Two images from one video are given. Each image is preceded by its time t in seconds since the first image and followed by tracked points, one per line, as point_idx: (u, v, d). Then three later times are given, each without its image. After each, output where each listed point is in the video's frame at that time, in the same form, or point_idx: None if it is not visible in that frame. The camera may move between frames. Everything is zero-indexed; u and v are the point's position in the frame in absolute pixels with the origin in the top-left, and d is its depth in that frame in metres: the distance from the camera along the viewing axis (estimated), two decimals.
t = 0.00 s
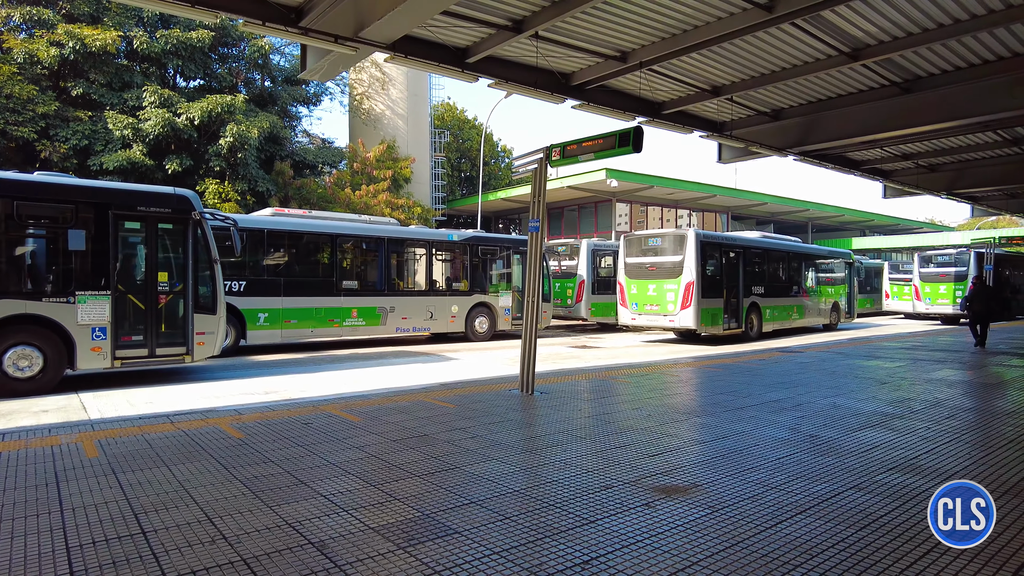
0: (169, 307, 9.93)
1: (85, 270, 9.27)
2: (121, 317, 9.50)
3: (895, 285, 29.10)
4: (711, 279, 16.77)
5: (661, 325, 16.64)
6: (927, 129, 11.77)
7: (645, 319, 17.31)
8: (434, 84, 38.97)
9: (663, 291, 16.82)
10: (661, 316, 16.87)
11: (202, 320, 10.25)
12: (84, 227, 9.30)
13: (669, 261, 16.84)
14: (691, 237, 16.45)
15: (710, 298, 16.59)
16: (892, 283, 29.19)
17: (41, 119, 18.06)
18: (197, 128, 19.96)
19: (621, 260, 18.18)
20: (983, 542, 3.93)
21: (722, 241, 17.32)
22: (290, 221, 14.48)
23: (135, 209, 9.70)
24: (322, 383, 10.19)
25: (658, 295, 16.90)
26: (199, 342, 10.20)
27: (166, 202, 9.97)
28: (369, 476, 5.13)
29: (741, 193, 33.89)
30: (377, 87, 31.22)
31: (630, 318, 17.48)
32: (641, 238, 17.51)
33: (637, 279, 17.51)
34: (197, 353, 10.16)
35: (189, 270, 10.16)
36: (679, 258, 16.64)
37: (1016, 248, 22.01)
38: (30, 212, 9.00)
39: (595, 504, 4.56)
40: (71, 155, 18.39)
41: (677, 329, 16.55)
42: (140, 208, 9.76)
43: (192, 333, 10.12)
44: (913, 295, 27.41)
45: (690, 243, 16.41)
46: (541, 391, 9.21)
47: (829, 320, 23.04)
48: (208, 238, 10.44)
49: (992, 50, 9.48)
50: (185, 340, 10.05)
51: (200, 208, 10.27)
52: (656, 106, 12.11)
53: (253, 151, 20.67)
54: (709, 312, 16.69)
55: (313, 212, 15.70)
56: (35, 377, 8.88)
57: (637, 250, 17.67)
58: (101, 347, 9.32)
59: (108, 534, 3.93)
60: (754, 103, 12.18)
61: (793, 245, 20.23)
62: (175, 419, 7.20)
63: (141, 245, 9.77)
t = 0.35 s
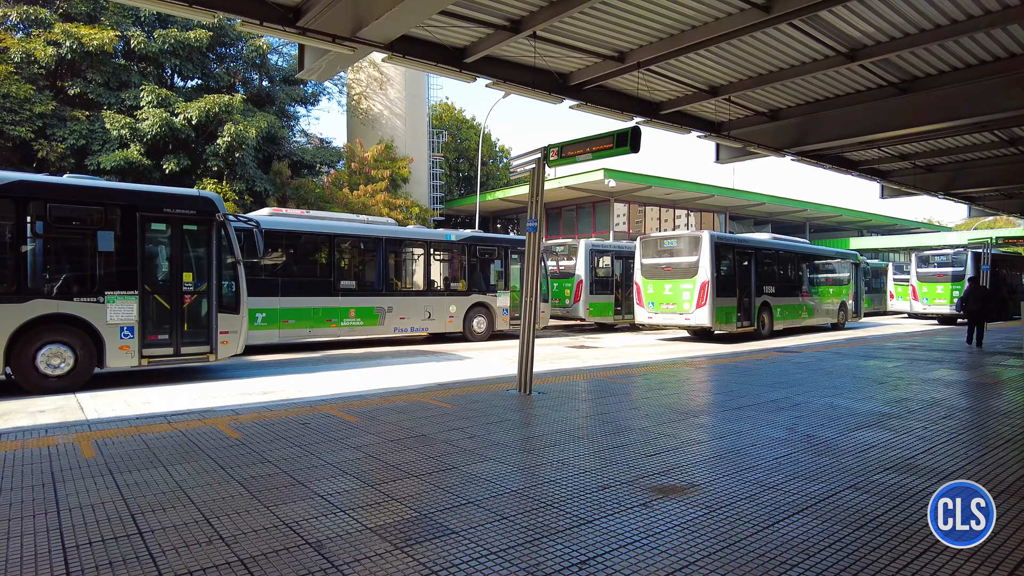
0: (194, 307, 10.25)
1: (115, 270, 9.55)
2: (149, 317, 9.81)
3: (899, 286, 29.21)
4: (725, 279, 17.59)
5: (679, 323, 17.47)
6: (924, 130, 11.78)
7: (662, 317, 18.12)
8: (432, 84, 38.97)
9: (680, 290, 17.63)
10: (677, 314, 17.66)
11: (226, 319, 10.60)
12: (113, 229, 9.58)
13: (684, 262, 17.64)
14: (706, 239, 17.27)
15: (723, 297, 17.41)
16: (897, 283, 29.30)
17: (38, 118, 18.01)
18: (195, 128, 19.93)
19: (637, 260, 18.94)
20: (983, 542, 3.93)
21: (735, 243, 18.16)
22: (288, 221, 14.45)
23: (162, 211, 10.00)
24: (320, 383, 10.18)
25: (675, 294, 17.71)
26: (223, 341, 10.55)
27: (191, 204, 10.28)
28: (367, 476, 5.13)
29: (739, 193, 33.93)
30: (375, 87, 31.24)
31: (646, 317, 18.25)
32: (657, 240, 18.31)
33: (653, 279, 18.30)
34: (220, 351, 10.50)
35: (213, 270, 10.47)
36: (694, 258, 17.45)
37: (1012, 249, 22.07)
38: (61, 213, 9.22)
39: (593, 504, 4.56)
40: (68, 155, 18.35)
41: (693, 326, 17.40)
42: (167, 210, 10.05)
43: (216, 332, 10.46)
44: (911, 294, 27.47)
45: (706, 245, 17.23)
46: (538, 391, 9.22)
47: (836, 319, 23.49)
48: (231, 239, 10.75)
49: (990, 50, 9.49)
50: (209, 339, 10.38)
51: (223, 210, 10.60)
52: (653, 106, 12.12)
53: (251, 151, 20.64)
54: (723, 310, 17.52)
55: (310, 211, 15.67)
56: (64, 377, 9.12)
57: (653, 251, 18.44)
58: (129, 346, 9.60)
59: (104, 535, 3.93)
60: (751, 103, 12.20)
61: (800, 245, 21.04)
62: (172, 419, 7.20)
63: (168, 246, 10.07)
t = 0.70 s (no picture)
0: (218, 307, 10.39)
1: (143, 271, 9.72)
2: (176, 316, 9.97)
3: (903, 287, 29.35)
4: (738, 279, 18.07)
5: (694, 322, 17.94)
6: (922, 130, 11.80)
7: (677, 316, 18.59)
8: (430, 83, 38.96)
9: (695, 290, 18.09)
10: (692, 313, 18.11)
11: (249, 318, 10.74)
12: (141, 230, 9.76)
13: (699, 263, 18.09)
14: (720, 240, 17.74)
15: (737, 297, 17.88)
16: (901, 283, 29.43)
17: (35, 118, 17.97)
18: (193, 128, 19.91)
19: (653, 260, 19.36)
20: (984, 542, 3.93)
21: (747, 245, 18.64)
22: (286, 220, 14.46)
23: (188, 212, 10.17)
24: (319, 383, 10.18)
25: (690, 294, 18.16)
26: (247, 340, 10.70)
27: (215, 206, 10.46)
28: (365, 476, 5.13)
29: (737, 193, 33.97)
30: (374, 87, 31.27)
31: (662, 316, 18.68)
32: (672, 241, 18.76)
33: (669, 280, 18.76)
34: (244, 350, 10.64)
35: (238, 270, 10.62)
36: (708, 259, 17.90)
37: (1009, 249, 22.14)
38: (91, 215, 9.41)
39: (592, 504, 4.56)
40: (66, 155, 18.31)
41: (708, 325, 17.86)
42: (193, 211, 10.24)
43: (240, 332, 10.59)
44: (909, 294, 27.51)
45: (720, 246, 17.67)
46: (537, 391, 9.22)
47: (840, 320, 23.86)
48: (255, 240, 10.92)
49: (988, 50, 9.50)
50: (233, 338, 10.52)
51: (247, 212, 10.76)
52: (652, 106, 12.12)
53: (249, 150, 20.63)
54: (736, 309, 17.98)
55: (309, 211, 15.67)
56: (93, 375, 9.29)
57: (668, 252, 18.86)
58: (156, 345, 9.76)
59: (100, 536, 3.91)
60: (750, 103, 12.21)
61: (809, 247, 21.50)
62: (170, 419, 7.20)
63: (195, 246, 10.24)
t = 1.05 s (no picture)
0: (244, 306, 10.68)
1: (171, 271, 9.93)
2: (202, 316, 10.22)
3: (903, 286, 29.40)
4: (751, 279, 18.56)
5: (708, 320, 18.50)
6: (920, 130, 11.80)
7: (691, 314, 19.13)
8: (429, 83, 38.95)
9: (709, 290, 18.62)
10: (706, 312, 18.62)
11: (274, 318, 11.04)
12: (170, 232, 9.96)
13: (713, 263, 18.58)
14: (735, 242, 18.21)
15: (750, 296, 18.39)
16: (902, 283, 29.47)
17: (33, 117, 17.94)
18: (191, 127, 19.89)
19: (667, 260, 19.82)
20: (983, 542, 3.92)
21: (760, 246, 19.14)
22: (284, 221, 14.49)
23: (214, 214, 10.41)
24: (317, 383, 10.18)
25: (704, 293, 18.67)
26: (272, 338, 10.98)
27: (240, 207, 10.70)
28: (364, 476, 5.13)
29: (736, 193, 33.98)
30: (372, 87, 31.27)
31: (677, 314, 19.19)
32: (687, 242, 19.22)
33: (683, 279, 19.25)
34: (268, 348, 10.92)
35: (262, 271, 10.90)
36: (723, 260, 18.38)
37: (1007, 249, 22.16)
38: (122, 218, 9.59)
39: (590, 504, 4.56)
40: (64, 154, 18.28)
41: (722, 324, 18.43)
42: (219, 213, 10.47)
43: (264, 330, 10.88)
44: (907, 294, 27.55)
45: (734, 248, 18.11)
46: (535, 391, 9.22)
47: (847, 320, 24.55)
48: (278, 241, 11.19)
49: (987, 50, 9.51)
50: (257, 337, 10.81)
51: (271, 214, 11.02)
52: (651, 106, 12.13)
53: (248, 150, 20.62)
54: (749, 308, 18.50)
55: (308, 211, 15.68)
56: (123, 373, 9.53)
57: (683, 252, 19.31)
58: (184, 343, 10.00)
59: (97, 536, 3.91)
60: (748, 103, 12.22)
61: (818, 248, 22.05)
62: (168, 419, 7.19)
63: (221, 247, 10.50)
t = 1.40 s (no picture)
0: (267, 306, 10.92)
1: (197, 272, 10.14)
2: (226, 316, 10.43)
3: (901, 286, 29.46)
4: (762, 279, 19.09)
5: (721, 319, 18.99)
6: (919, 130, 11.81)
7: (705, 313, 19.63)
8: (428, 83, 38.94)
9: (721, 289, 19.11)
10: (718, 311, 19.16)
11: (296, 318, 11.28)
12: (197, 233, 10.19)
13: (725, 264, 19.12)
14: (746, 243, 18.74)
15: (761, 296, 18.92)
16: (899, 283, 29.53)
17: (31, 117, 17.90)
18: (189, 127, 19.87)
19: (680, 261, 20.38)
20: (982, 542, 3.92)
21: (770, 247, 19.66)
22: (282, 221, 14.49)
23: (238, 216, 10.64)
24: (315, 383, 10.18)
25: (717, 293, 19.17)
26: (293, 337, 11.22)
27: (263, 210, 10.94)
28: (362, 476, 5.13)
29: (734, 193, 34.01)
30: (371, 87, 31.28)
31: (690, 314, 19.71)
32: (699, 244, 19.78)
33: (696, 280, 19.79)
34: (290, 347, 11.16)
35: (284, 271, 11.15)
36: (734, 261, 18.91)
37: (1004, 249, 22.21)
38: (151, 220, 9.81)
39: (588, 504, 4.57)
40: (61, 154, 18.26)
41: (734, 322, 18.91)
42: (243, 215, 10.71)
43: (286, 330, 11.11)
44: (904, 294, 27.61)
45: (745, 249, 18.63)
46: (533, 391, 9.22)
47: (855, 321, 25.40)
48: (299, 243, 11.45)
49: (984, 51, 9.52)
50: (280, 336, 11.04)
51: (292, 216, 11.27)
52: (649, 106, 12.13)
53: (246, 150, 20.61)
54: (761, 308, 19.03)
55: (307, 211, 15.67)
56: (150, 373, 9.70)
57: (696, 254, 19.87)
58: (210, 342, 10.20)
59: (95, 536, 3.90)
60: (746, 104, 12.23)
61: (825, 250, 22.57)
62: (166, 419, 7.19)
63: (245, 248, 10.74)
